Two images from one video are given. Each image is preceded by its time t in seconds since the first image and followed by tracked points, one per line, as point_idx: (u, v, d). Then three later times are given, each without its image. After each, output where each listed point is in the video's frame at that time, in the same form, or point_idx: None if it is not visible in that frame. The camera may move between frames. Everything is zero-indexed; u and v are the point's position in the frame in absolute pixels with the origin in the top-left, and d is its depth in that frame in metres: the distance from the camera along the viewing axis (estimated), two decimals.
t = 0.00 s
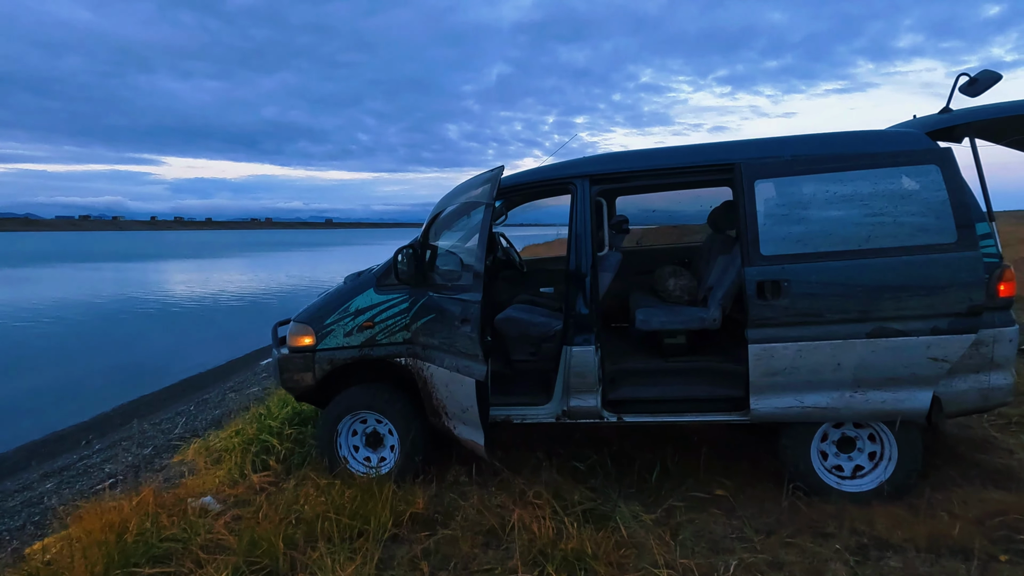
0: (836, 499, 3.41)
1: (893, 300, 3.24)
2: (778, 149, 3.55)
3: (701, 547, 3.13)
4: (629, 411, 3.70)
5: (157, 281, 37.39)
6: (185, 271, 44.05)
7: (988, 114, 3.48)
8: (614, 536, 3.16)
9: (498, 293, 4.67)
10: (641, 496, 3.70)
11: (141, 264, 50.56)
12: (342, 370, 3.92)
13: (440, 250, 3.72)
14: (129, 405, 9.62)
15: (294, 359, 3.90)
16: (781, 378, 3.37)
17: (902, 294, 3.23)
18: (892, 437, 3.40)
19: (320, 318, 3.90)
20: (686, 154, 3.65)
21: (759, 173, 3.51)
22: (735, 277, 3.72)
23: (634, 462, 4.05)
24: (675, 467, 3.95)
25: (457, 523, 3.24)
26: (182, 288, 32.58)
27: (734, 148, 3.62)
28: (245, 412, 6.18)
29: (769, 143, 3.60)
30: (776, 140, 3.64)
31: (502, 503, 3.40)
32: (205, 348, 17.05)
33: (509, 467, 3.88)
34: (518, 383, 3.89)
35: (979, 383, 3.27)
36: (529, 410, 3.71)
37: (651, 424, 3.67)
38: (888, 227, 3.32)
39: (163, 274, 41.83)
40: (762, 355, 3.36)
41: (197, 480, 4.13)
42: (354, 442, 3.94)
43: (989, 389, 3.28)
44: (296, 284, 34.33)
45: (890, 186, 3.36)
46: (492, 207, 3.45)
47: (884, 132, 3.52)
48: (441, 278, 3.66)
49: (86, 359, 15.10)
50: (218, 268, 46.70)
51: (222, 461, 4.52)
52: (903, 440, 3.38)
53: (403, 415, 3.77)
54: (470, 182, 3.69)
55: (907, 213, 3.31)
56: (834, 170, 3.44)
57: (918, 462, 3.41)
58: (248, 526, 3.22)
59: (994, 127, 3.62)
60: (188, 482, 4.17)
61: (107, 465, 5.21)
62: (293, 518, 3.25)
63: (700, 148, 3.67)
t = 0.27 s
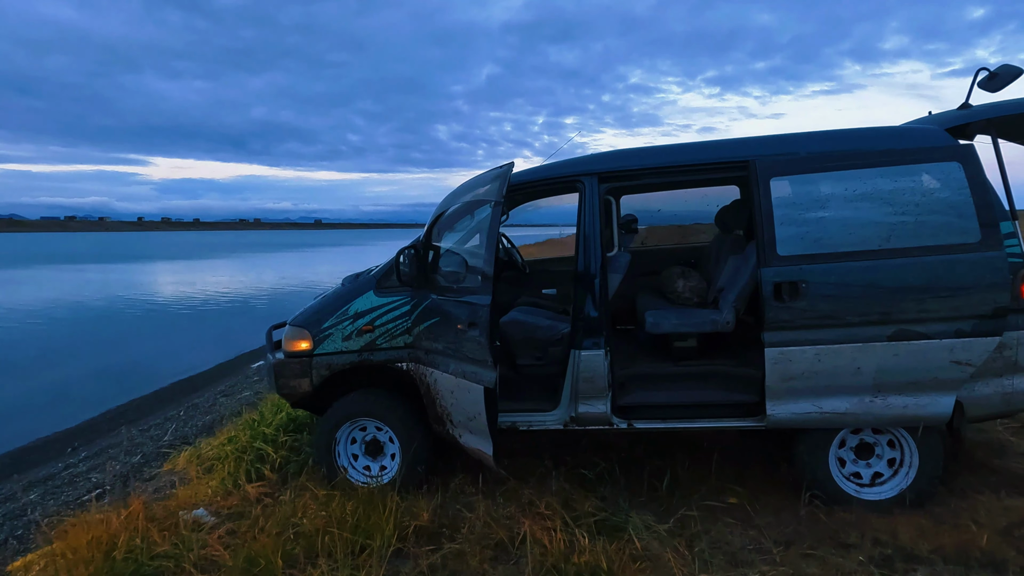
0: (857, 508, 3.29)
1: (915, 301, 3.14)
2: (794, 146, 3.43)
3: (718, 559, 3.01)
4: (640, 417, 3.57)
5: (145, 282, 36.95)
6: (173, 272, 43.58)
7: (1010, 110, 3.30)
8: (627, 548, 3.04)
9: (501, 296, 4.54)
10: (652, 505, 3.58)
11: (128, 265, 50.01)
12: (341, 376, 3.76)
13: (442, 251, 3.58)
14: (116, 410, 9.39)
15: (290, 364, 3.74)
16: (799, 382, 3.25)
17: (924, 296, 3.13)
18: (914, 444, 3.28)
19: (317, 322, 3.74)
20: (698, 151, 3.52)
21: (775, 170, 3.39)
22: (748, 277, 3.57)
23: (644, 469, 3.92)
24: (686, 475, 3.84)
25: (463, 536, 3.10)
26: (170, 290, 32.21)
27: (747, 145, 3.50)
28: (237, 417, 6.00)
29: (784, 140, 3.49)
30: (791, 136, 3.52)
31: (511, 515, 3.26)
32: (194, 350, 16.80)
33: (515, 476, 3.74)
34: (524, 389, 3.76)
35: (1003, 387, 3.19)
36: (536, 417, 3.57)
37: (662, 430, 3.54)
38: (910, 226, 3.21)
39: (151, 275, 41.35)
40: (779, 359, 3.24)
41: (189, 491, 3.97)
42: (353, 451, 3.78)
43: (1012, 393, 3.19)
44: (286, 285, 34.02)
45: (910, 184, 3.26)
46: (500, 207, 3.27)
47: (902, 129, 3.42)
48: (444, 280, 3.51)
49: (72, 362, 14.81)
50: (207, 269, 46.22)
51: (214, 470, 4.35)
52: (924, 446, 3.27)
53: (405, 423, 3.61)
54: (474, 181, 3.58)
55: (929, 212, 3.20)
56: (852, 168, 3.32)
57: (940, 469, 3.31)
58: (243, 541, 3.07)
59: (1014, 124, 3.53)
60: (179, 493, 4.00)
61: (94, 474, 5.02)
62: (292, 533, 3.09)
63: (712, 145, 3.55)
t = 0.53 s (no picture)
0: (890, 509, 3.20)
1: (949, 296, 3.04)
2: (822, 138, 3.34)
3: (752, 563, 2.90)
4: (663, 417, 3.46)
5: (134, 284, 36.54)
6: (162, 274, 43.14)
7: None
8: (657, 552, 2.93)
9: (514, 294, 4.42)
10: (675, 508, 3.47)
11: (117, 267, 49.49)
12: (353, 376, 3.63)
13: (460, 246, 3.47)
14: (109, 413, 9.18)
15: (300, 364, 3.61)
16: (830, 380, 3.16)
17: (959, 291, 3.03)
18: (948, 442, 3.20)
19: (328, 320, 3.61)
20: (723, 142, 3.43)
21: (803, 162, 3.30)
22: (774, 273, 3.47)
23: (665, 470, 3.82)
24: (708, 476, 3.74)
25: (487, 541, 2.98)
26: (160, 292, 31.86)
27: (773, 136, 3.41)
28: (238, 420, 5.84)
29: (811, 132, 3.40)
30: (817, 127, 3.43)
31: (535, 519, 3.15)
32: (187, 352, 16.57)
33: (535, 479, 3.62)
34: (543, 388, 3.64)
35: None
36: (556, 418, 3.46)
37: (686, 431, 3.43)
38: (944, 219, 3.14)
39: (140, 277, 40.89)
40: (810, 356, 3.15)
41: (194, 496, 3.82)
42: (366, 453, 3.64)
43: None
44: (277, 287, 33.74)
45: (943, 176, 3.18)
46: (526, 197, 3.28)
47: (931, 120, 3.34)
48: (462, 276, 3.40)
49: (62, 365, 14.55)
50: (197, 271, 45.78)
51: (218, 474, 4.21)
52: (958, 445, 3.19)
53: (420, 424, 3.49)
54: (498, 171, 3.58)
55: (961, 205, 3.13)
56: (882, 159, 3.24)
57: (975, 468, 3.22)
58: (257, 549, 2.94)
59: None
60: (184, 498, 3.85)
61: (91, 480, 4.85)
62: (309, 540, 2.96)
63: (737, 136, 3.45)
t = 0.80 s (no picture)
0: (917, 515, 3.14)
1: (979, 297, 2.98)
2: (846, 136, 3.29)
3: (782, 572, 2.83)
4: (684, 421, 3.37)
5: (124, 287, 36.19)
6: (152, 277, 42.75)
7: None
8: (684, 562, 2.84)
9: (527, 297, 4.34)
10: (697, 514, 3.37)
11: (106, 270, 49.03)
12: (365, 380, 3.52)
13: (477, 245, 3.39)
14: (103, 419, 9.00)
15: (310, 368, 3.50)
16: (857, 383, 3.09)
17: (989, 292, 2.97)
18: (976, 446, 3.13)
19: (338, 322, 3.50)
20: (744, 141, 3.36)
21: (826, 161, 3.24)
22: (797, 274, 3.40)
23: (684, 475, 3.73)
24: (728, 480, 3.65)
25: (509, 551, 2.89)
26: (150, 294, 31.58)
27: (796, 135, 3.35)
28: (239, 425, 5.72)
29: (834, 130, 3.35)
30: (840, 126, 3.37)
31: (556, 528, 3.07)
32: (180, 356, 16.37)
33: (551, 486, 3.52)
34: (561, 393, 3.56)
35: None
36: (575, 422, 3.36)
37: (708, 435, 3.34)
38: (973, 219, 3.07)
39: (129, 280, 40.49)
40: (837, 358, 3.07)
41: (200, 505, 3.70)
42: (378, 459, 3.53)
43: None
44: (269, 289, 33.51)
45: (971, 174, 3.11)
46: (551, 194, 3.20)
47: (955, 118, 3.28)
48: (479, 276, 3.31)
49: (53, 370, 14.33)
50: (187, 274, 45.36)
51: (223, 482, 4.09)
52: (987, 450, 3.12)
53: (435, 430, 3.39)
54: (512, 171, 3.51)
55: (990, 204, 3.06)
56: (907, 158, 3.18)
57: (1004, 472, 3.16)
58: (271, 562, 2.83)
59: None
60: (189, 507, 3.73)
61: (90, 488, 4.71)
62: (325, 551, 2.86)
63: (758, 135, 3.39)
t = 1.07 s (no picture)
0: (927, 519, 3.13)
1: (990, 301, 2.97)
2: (855, 139, 3.28)
3: None
4: (692, 425, 3.34)
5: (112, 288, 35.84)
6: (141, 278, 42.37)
7: None
8: (696, 568, 2.81)
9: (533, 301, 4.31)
10: (705, 518, 3.33)
11: (94, 271, 48.55)
12: (369, 385, 3.48)
13: (484, 249, 3.35)
14: (94, 423, 8.88)
15: (314, 373, 3.45)
16: (867, 387, 3.07)
17: (999, 295, 2.96)
18: (986, 449, 3.12)
19: (342, 326, 3.44)
20: (753, 143, 3.34)
21: (835, 164, 3.24)
22: (805, 277, 3.38)
23: (690, 480, 3.71)
24: (735, 485, 3.63)
25: (519, 558, 2.85)
26: (139, 296, 31.29)
27: (804, 138, 3.34)
28: (236, 430, 5.64)
29: (843, 133, 3.34)
30: (848, 128, 3.36)
31: (566, 535, 3.03)
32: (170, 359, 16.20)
33: (558, 491, 3.48)
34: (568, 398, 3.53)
35: None
36: (582, 427, 3.32)
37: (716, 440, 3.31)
38: (983, 223, 3.06)
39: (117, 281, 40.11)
40: (847, 362, 3.05)
41: (201, 512, 3.64)
42: (383, 465, 3.48)
43: None
44: (260, 291, 33.29)
45: (981, 178, 3.11)
46: (563, 199, 3.17)
47: (963, 121, 3.28)
48: (487, 280, 3.26)
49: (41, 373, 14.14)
50: (176, 275, 45.00)
51: (223, 488, 4.03)
52: (998, 454, 3.11)
53: (441, 435, 3.34)
54: (521, 175, 3.49)
55: (1000, 208, 3.06)
56: (917, 161, 3.17)
57: (1013, 476, 3.16)
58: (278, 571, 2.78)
59: None
60: (190, 514, 3.66)
61: (85, 494, 4.63)
62: (333, 560, 2.81)
63: (767, 137, 3.37)
